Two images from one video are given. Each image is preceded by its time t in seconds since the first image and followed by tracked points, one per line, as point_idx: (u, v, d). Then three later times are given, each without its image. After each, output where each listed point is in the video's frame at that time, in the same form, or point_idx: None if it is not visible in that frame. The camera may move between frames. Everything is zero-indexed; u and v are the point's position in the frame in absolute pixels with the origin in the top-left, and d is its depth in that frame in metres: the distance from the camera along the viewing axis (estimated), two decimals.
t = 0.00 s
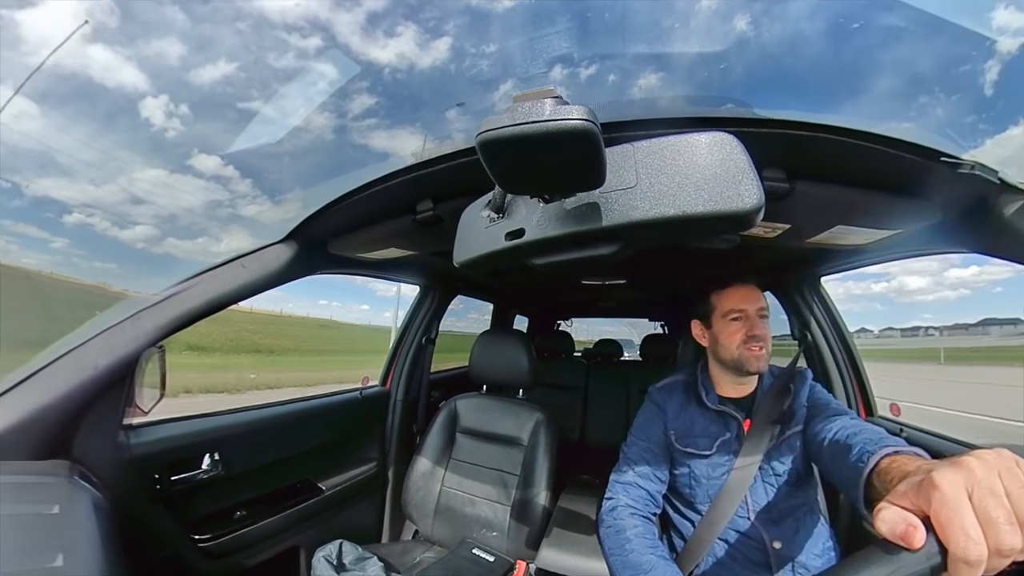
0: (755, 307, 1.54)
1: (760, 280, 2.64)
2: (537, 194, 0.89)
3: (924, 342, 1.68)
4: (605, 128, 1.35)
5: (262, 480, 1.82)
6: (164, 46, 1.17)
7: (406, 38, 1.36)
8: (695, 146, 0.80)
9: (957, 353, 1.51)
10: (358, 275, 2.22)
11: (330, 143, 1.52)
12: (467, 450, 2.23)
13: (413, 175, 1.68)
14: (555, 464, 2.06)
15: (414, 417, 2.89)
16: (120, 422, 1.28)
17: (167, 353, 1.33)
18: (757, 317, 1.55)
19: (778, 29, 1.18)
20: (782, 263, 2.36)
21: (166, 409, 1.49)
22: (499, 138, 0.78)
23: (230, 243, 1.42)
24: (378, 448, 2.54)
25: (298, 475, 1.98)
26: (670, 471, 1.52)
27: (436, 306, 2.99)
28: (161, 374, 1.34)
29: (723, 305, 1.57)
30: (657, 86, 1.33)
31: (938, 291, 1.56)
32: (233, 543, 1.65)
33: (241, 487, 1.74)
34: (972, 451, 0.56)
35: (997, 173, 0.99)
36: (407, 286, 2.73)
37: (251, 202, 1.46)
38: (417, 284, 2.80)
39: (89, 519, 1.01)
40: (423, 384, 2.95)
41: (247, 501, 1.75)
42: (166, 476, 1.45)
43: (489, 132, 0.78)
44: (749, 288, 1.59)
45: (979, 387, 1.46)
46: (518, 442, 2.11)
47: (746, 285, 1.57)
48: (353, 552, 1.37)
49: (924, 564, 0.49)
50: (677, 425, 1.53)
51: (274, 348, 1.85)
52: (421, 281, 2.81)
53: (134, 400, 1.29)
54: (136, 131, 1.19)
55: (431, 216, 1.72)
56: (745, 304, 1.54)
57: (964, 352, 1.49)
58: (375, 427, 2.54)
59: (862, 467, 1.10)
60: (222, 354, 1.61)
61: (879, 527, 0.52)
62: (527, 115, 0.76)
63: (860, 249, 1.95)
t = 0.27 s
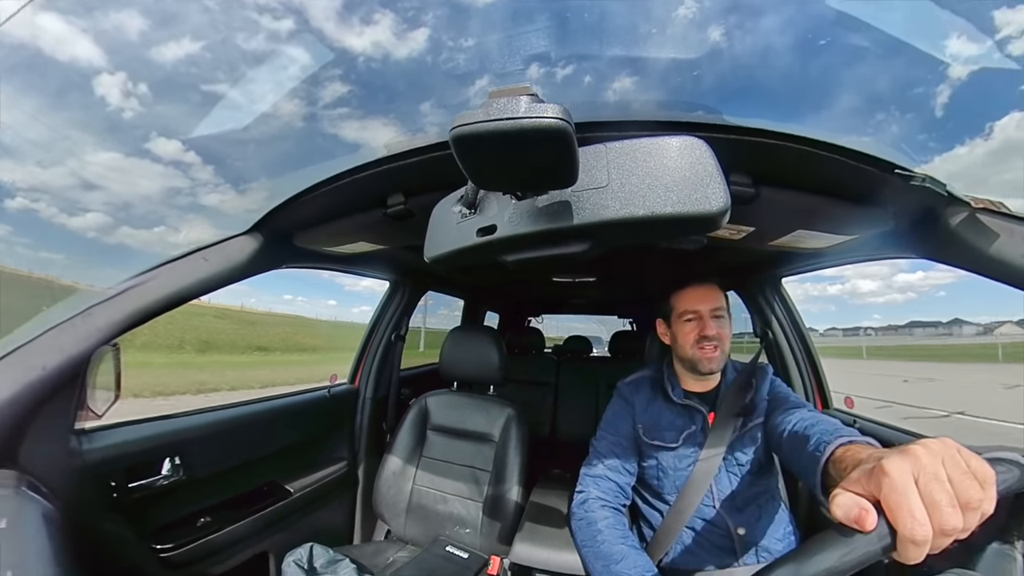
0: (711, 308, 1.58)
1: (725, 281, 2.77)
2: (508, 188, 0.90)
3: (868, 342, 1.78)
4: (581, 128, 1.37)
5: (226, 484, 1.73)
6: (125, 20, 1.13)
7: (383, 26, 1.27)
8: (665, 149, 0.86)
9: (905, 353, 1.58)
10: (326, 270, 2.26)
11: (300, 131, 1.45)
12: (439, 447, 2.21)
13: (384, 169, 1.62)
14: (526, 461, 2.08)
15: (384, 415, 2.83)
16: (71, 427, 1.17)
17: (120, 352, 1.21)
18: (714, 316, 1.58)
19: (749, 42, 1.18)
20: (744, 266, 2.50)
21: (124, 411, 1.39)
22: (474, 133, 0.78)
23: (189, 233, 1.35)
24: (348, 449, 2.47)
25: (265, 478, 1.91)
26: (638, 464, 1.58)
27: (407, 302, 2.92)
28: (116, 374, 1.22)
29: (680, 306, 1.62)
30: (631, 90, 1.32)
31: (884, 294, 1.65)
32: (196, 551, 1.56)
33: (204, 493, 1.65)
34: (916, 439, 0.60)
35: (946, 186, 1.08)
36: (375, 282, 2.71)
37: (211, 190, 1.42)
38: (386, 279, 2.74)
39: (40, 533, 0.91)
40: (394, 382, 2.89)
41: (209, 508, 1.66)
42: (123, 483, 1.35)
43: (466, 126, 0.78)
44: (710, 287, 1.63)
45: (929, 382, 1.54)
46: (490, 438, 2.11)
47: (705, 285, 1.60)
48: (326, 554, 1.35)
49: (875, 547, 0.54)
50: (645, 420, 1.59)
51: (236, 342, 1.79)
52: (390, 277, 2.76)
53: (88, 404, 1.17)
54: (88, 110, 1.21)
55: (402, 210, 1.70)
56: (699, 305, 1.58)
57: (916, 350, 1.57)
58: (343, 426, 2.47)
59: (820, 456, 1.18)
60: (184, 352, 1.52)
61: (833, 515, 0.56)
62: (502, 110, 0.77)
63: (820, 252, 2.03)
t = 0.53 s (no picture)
0: (665, 307, 1.64)
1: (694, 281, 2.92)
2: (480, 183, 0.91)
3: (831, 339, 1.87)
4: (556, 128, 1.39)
5: (190, 491, 1.69)
6: None
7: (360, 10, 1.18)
8: (636, 152, 0.90)
9: (871, 349, 1.66)
10: (292, 264, 2.25)
11: (268, 117, 1.37)
12: (410, 445, 2.30)
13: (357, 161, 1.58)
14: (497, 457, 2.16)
15: (354, 413, 2.84)
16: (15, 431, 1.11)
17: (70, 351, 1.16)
18: (669, 315, 1.64)
19: (723, 51, 1.18)
20: (708, 267, 2.66)
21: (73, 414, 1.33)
22: (453, 128, 0.78)
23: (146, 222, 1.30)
24: (316, 449, 2.49)
25: (231, 483, 1.88)
26: (608, 458, 1.62)
27: (377, 299, 2.91)
28: (65, 375, 1.17)
29: (638, 306, 1.70)
30: (606, 92, 1.30)
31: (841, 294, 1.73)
32: (160, 560, 1.50)
33: (163, 500, 1.59)
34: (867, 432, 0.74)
35: (899, 197, 1.17)
36: (342, 276, 2.67)
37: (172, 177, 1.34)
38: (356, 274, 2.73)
39: None
40: (363, 379, 2.89)
41: (169, 518, 1.60)
42: (76, 492, 1.29)
43: (445, 120, 0.78)
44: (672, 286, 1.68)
45: (900, 377, 1.63)
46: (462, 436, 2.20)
47: (662, 285, 1.66)
48: (295, 559, 1.37)
49: (834, 528, 0.65)
50: (614, 415, 1.64)
51: (192, 342, 1.71)
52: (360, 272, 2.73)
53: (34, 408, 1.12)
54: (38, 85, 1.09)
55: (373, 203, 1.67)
56: (653, 305, 1.65)
57: (881, 346, 1.66)
58: (311, 427, 2.47)
59: (780, 447, 1.25)
60: (135, 351, 1.44)
61: (797, 500, 0.67)
62: (478, 106, 0.77)
63: (783, 253, 2.12)
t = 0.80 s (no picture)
0: (632, 305, 1.67)
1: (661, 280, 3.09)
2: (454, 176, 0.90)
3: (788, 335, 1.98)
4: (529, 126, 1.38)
5: (149, 499, 1.72)
6: None
7: None
8: (610, 153, 0.91)
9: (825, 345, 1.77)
10: (253, 257, 2.26)
11: (233, 102, 1.30)
12: (381, 446, 2.42)
13: (327, 150, 1.53)
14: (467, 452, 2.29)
15: (321, 411, 2.92)
16: None
17: (17, 354, 1.09)
18: (636, 312, 1.67)
19: (695, 60, 1.18)
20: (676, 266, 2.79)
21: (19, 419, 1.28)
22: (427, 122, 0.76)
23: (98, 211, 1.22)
24: (283, 453, 2.55)
25: (194, 491, 1.92)
26: (578, 453, 1.65)
27: (344, 298, 2.98)
28: (8, 378, 1.08)
29: (606, 303, 1.72)
30: (581, 93, 1.31)
31: (797, 294, 1.83)
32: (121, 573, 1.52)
33: (123, 511, 1.61)
34: (825, 420, 0.86)
35: (855, 203, 1.28)
36: (308, 272, 2.73)
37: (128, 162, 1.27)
38: (322, 270, 2.80)
39: None
40: (331, 379, 2.96)
41: (129, 529, 1.63)
42: (26, 506, 1.30)
43: (418, 115, 0.75)
44: (639, 283, 1.71)
45: (855, 371, 1.74)
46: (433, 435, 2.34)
47: (629, 283, 1.68)
48: (265, 565, 1.44)
49: (796, 511, 0.78)
50: (585, 411, 1.66)
51: (149, 343, 1.68)
52: (327, 268, 2.80)
53: None
54: None
55: (341, 197, 1.67)
56: (620, 303, 1.68)
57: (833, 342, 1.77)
58: (277, 431, 2.53)
59: (747, 439, 1.30)
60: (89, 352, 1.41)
61: (759, 484, 0.81)
62: (453, 100, 0.75)
63: (745, 254, 2.22)
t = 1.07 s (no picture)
0: (600, 302, 1.70)
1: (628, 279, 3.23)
2: (423, 173, 0.89)
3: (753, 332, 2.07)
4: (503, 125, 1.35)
5: (111, 509, 1.76)
6: None
7: None
8: (584, 153, 0.91)
9: (784, 343, 1.87)
10: (214, 251, 2.30)
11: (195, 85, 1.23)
12: (351, 444, 2.46)
13: (299, 141, 1.47)
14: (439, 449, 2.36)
15: (287, 413, 2.97)
16: None
17: None
18: (604, 309, 1.70)
19: (669, 66, 1.22)
20: (644, 266, 2.90)
21: None
22: (398, 116, 0.75)
23: (45, 200, 1.11)
24: (250, 457, 2.64)
25: (158, 501, 1.97)
26: (550, 449, 1.68)
27: (310, 294, 3.07)
28: None
29: (575, 301, 1.74)
30: (556, 93, 1.29)
31: (757, 294, 1.91)
32: None
33: (84, 526, 1.65)
34: (787, 412, 0.95)
35: (815, 209, 1.31)
36: (270, 267, 2.82)
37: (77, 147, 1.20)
38: (287, 265, 2.90)
39: None
40: (297, 379, 3.04)
41: (90, 541, 1.66)
42: None
43: (388, 108, 0.75)
44: (606, 280, 1.74)
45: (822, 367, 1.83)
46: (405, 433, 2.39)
47: (598, 281, 1.71)
48: None
49: (762, 498, 0.89)
50: (555, 407, 1.69)
51: (67, 342, 1.61)
52: (292, 263, 2.90)
53: None
54: None
55: (311, 188, 1.69)
56: (589, 301, 1.70)
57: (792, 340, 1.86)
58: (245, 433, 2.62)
59: (712, 432, 1.35)
60: None
61: (726, 473, 0.90)
62: (428, 94, 0.75)
63: (710, 256, 2.31)
